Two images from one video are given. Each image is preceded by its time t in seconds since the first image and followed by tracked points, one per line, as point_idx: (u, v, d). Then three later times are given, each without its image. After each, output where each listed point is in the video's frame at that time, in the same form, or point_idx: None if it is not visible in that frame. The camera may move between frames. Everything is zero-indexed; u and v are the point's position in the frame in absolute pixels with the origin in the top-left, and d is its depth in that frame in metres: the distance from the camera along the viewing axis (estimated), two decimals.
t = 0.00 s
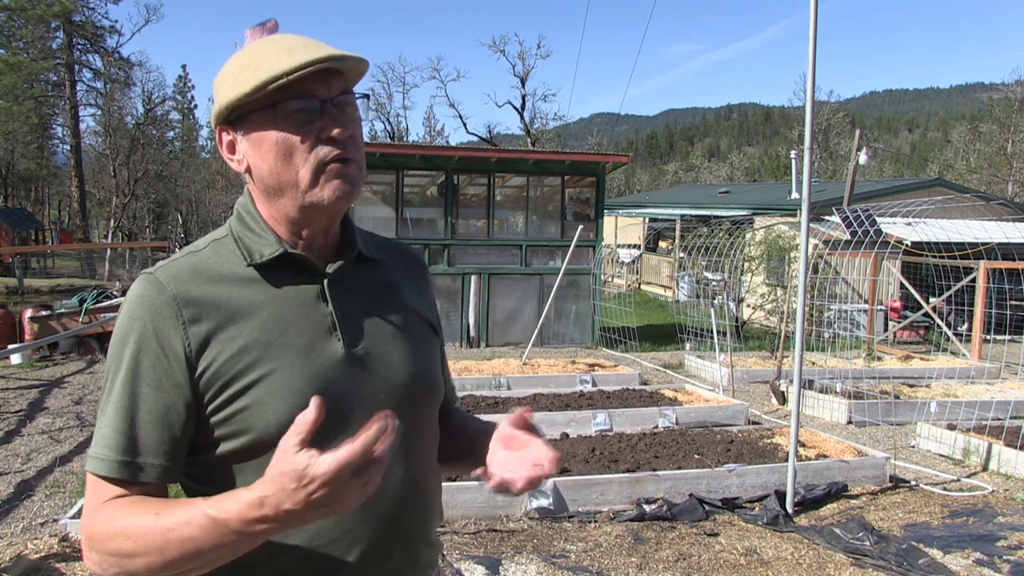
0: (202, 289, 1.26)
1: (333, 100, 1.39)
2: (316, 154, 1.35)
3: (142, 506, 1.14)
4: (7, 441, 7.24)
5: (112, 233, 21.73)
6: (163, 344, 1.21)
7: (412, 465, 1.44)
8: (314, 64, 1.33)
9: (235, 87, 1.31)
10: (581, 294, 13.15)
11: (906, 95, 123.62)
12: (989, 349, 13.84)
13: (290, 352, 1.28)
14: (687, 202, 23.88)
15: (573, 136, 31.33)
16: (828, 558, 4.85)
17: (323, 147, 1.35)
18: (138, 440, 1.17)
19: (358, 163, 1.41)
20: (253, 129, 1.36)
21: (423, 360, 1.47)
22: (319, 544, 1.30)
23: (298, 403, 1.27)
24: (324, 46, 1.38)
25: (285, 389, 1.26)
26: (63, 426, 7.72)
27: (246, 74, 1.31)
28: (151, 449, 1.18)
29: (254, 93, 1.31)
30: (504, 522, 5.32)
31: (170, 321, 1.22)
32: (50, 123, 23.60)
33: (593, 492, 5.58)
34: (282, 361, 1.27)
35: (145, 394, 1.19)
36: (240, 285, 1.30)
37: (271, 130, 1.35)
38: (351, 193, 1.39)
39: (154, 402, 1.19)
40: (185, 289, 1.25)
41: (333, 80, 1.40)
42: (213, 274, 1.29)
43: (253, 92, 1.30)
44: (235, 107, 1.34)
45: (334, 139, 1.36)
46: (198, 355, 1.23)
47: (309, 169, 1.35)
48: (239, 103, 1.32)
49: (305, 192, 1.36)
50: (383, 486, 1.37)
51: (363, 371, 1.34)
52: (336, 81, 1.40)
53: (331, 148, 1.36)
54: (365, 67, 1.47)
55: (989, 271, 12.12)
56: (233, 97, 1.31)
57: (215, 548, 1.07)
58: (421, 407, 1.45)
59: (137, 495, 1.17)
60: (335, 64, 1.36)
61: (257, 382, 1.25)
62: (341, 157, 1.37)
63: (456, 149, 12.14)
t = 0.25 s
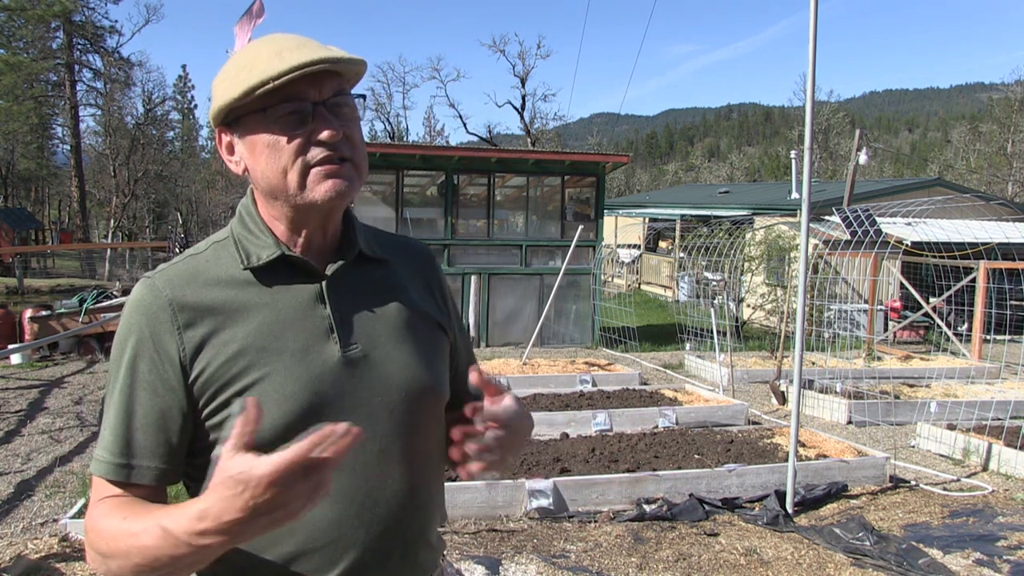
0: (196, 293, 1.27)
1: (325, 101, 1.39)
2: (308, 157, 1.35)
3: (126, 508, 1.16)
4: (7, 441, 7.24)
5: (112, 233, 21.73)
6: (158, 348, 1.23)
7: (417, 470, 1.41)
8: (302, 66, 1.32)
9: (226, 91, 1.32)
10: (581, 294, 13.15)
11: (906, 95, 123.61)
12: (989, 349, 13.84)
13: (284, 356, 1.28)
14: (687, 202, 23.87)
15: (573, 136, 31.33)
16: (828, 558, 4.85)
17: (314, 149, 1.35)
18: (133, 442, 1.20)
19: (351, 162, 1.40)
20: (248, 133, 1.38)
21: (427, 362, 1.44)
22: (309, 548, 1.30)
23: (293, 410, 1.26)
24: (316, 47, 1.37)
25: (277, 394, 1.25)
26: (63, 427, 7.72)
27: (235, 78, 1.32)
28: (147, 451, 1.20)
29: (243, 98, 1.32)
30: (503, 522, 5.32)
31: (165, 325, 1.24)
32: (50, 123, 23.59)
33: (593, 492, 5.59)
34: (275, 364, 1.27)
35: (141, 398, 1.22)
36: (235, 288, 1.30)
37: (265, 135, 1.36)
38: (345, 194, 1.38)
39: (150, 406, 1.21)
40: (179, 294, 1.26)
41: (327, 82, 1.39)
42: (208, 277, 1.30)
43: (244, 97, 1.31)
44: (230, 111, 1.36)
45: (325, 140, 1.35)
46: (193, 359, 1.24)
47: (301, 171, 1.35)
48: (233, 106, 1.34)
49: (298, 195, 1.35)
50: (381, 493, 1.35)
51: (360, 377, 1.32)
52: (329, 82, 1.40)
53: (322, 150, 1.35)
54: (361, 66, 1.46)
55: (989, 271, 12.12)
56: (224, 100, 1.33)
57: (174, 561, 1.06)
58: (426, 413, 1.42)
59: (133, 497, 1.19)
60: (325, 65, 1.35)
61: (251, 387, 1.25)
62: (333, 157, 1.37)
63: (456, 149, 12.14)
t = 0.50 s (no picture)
0: (191, 296, 1.29)
1: (322, 102, 1.38)
2: (304, 160, 1.35)
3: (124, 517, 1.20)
4: (7, 441, 7.24)
5: (112, 234, 21.73)
6: (156, 350, 1.26)
7: (418, 478, 1.37)
8: (296, 67, 1.33)
9: (224, 93, 1.35)
10: (581, 294, 13.15)
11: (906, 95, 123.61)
12: (989, 349, 13.85)
13: (280, 360, 1.27)
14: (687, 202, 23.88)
15: (573, 137, 31.33)
16: (828, 558, 4.85)
17: (308, 152, 1.35)
18: (130, 440, 1.25)
19: (349, 163, 1.38)
20: (248, 134, 1.39)
21: (432, 367, 1.40)
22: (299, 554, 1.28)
23: (285, 414, 1.26)
24: (313, 47, 1.37)
25: (272, 398, 1.25)
26: (62, 427, 7.72)
27: (232, 81, 1.34)
28: (142, 450, 1.25)
29: (238, 99, 1.34)
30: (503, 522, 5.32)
31: (163, 327, 1.27)
32: (50, 123, 23.58)
33: (593, 491, 5.59)
34: (267, 369, 1.27)
35: (139, 397, 1.26)
36: (233, 290, 1.31)
37: (262, 138, 1.37)
38: (341, 196, 1.36)
39: (147, 406, 1.25)
40: (177, 295, 1.28)
41: (324, 83, 1.39)
42: (207, 277, 1.32)
43: (240, 97, 1.33)
44: (231, 111, 1.38)
45: (319, 143, 1.35)
46: (188, 359, 1.27)
47: (296, 175, 1.35)
48: (231, 108, 1.36)
49: (295, 197, 1.35)
50: (378, 501, 1.32)
51: (357, 381, 1.30)
52: (328, 82, 1.39)
53: (316, 152, 1.35)
54: (364, 63, 1.44)
55: (989, 271, 12.11)
56: (223, 105, 1.35)
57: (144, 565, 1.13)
58: (428, 419, 1.39)
59: (128, 496, 1.26)
60: (319, 65, 1.35)
61: (246, 389, 1.26)
62: (327, 160, 1.36)
63: (456, 149, 12.14)
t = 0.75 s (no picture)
0: (198, 293, 1.30)
1: (329, 102, 1.38)
2: (307, 158, 1.35)
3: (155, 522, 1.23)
4: (7, 440, 7.24)
5: (112, 234, 21.72)
6: (161, 345, 1.28)
7: (421, 486, 1.36)
8: (300, 65, 1.33)
9: (234, 90, 1.38)
10: (581, 294, 13.15)
11: (906, 96, 123.58)
12: (989, 349, 13.85)
13: (285, 362, 1.27)
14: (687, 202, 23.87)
15: (573, 137, 31.33)
16: (828, 558, 4.85)
17: (309, 151, 1.35)
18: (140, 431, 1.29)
19: (353, 163, 1.37)
20: (258, 132, 1.41)
21: (439, 374, 1.39)
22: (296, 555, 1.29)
23: (286, 416, 1.26)
24: (320, 46, 1.36)
25: (274, 399, 1.26)
26: (62, 427, 7.71)
27: (241, 78, 1.37)
28: (146, 442, 1.28)
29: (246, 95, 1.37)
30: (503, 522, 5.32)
31: (169, 324, 1.28)
32: (50, 123, 23.58)
33: (593, 491, 5.59)
34: (267, 370, 1.27)
35: (146, 390, 1.28)
36: (238, 289, 1.31)
37: (270, 136, 1.39)
38: (343, 198, 1.35)
39: (153, 400, 1.28)
40: (185, 291, 1.30)
41: (330, 81, 1.38)
42: (215, 275, 1.33)
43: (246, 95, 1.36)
44: (244, 107, 1.41)
45: (320, 142, 1.34)
46: (193, 357, 1.28)
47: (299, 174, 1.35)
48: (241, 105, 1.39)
49: (299, 197, 1.36)
50: (378, 507, 1.31)
51: (361, 385, 1.29)
52: (336, 83, 1.38)
53: (318, 151, 1.34)
54: (376, 63, 1.42)
55: (990, 271, 12.11)
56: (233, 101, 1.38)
57: None
58: (435, 426, 1.37)
59: (135, 489, 1.29)
60: (323, 63, 1.34)
61: (247, 389, 1.27)
62: (331, 160, 1.35)
63: (457, 149, 12.14)
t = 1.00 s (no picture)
0: (209, 289, 1.31)
1: (343, 103, 1.38)
2: (318, 159, 1.35)
3: (184, 517, 1.23)
4: (7, 441, 7.24)
5: (112, 234, 21.72)
6: (170, 338, 1.29)
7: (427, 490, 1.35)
8: (312, 65, 1.34)
9: (251, 88, 1.40)
10: (581, 294, 13.15)
11: (906, 95, 123.57)
12: (989, 349, 13.85)
13: (290, 359, 1.28)
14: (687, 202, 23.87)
15: (573, 137, 31.33)
16: (828, 558, 4.85)
17: (320, 151, 1.35)
18: (147, 420, 1.29)
19: (364, 165, 1.37)
20: (274, 131, 1.42)
21: (447, 380, 1.38)
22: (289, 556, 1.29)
23: (289, 413, 1.26)
24: (335, 47, 1.37)
25: (278, 396, 1.26)
26: (63, 427, 7.72)
27: (257, 77, 1.39)
28: (153, 434, 1.29)
29: (260, 95, 1.38)
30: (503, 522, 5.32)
31: (180, 318, 1.29)
32: (50, 123, 23.57)
33: (593, 492, 5.60)
34: (274, 366, 1.27)
35: (156, 382, 1.28)
36: (250, 286, 1.33)
37: (284, 135, 1.40)
38: (353, 199, 1.35)
39: (161, 393, 1.29)
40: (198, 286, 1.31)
41: (343, 82, 1.38)
42: (229, 272, 1.34)
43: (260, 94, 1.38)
44: (262, 108, 1.43)
45: (331, 142, 1.34)
46: (203, 350, 1.29)
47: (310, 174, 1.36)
48: (258, 105, 1.41)
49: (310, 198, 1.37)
50: (377, 510, 1.31)
51: (366, 385, 1.29)
52: (350, 83, 1.38)
53: (329, 151, 1.35)
54: (393, 67, 1.42)
55: (989, 271, 12.11)
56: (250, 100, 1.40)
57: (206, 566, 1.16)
58: (442, 432, 1.37)
59: (150, 481, 1.29)
60: (334, 63, 1.34)
61: (251, 384, 1.27)
62: (341, 160, 1.35)
63: (457, 149, 12.14)
